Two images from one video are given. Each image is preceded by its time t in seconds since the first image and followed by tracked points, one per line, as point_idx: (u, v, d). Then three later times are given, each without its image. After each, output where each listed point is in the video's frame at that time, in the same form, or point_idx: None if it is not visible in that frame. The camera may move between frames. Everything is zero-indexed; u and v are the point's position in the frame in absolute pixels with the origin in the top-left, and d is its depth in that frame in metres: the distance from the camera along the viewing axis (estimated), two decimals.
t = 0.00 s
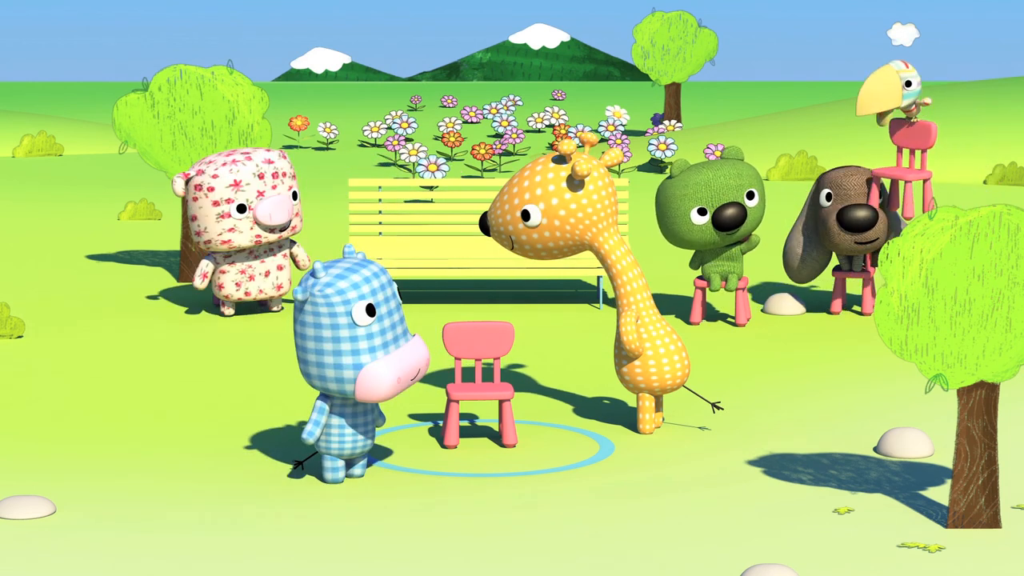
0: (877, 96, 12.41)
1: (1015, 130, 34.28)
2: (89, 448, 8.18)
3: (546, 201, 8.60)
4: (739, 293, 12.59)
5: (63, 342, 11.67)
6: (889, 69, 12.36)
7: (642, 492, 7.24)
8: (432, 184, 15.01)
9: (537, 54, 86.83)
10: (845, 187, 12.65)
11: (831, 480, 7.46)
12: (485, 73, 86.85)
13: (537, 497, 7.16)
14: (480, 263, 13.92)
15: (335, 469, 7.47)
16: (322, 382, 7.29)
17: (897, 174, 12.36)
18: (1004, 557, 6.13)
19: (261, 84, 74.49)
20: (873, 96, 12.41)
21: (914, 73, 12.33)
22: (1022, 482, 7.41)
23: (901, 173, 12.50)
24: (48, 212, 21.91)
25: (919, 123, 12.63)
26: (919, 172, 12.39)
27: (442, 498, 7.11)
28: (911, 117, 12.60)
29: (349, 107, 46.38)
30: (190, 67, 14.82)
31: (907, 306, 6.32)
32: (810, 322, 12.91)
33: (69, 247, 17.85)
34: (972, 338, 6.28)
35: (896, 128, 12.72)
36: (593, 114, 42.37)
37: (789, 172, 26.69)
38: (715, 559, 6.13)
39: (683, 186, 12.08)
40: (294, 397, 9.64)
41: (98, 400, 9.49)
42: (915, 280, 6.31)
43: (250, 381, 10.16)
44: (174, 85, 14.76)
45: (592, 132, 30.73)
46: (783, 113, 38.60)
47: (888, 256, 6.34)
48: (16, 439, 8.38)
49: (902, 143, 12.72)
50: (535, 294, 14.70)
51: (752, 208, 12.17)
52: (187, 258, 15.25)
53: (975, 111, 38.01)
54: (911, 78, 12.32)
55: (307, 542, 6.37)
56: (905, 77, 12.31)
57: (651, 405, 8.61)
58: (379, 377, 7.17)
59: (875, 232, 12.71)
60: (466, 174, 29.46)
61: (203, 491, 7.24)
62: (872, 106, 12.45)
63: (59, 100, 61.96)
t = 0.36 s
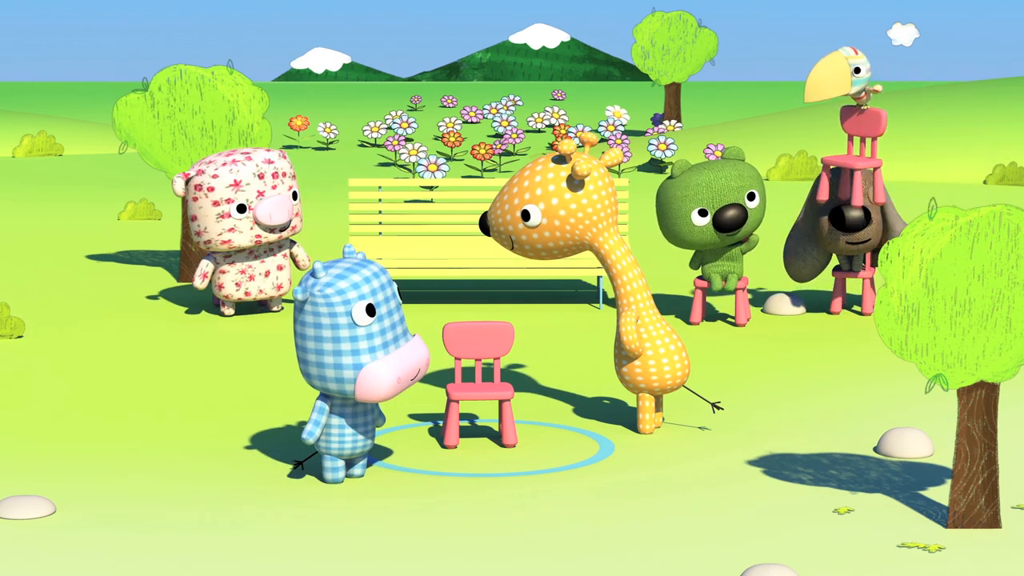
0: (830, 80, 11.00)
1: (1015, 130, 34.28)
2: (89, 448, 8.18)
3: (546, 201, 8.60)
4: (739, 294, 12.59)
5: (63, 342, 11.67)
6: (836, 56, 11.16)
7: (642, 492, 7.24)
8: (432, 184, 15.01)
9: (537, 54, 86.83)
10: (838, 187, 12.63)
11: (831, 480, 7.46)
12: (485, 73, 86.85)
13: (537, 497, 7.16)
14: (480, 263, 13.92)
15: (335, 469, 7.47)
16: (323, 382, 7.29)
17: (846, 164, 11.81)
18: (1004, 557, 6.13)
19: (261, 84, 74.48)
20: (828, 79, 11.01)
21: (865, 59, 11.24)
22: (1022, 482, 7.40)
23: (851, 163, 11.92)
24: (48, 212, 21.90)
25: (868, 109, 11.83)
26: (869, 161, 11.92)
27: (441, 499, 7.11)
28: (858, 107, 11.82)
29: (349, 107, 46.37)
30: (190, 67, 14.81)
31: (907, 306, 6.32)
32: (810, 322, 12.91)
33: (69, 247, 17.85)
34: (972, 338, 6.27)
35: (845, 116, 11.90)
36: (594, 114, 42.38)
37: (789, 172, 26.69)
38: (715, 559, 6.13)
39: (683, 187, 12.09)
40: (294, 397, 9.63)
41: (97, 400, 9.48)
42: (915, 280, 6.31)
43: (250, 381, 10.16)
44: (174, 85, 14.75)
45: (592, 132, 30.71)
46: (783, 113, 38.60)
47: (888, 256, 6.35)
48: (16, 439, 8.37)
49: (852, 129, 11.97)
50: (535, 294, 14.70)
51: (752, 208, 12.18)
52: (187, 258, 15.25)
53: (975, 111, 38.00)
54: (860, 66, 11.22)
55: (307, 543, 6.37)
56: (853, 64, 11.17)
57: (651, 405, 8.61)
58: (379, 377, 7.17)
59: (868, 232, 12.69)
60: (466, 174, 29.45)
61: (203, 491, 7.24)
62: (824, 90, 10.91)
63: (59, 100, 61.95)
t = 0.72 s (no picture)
0: (776, 69, 11.33)
1: (1014, 130, 34.29)
2: (89, 448, 8.18)
3: (546, 201, 8.60)
4: (739, 294, 12.58)
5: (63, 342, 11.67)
6: (785, 44, 11.39)
7: (641, 492, 7.24)
8: (432, 184, 15.01)
9: (537, 54, 86.81)
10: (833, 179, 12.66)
11: (831, 480, 7.46)
12: (485, 73, 86.86)
13: (537, 497, 7.15)
14: (480, 263, 13.92)
15: (335, 469, 7.47)
16: (331, 387, 7.28)
17: (794, 153, 11.53)
18: (1005, 557, 6.13)
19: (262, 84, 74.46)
20: (772, 67, 11.34)
21: (813, 47, 11.35)
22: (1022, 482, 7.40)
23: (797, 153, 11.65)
24: (48, 212, 21.90)
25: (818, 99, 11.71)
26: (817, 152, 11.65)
27: (441, 499, 7.11)
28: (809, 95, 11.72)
29: (349, 108, 46.35)
30: (190, 67, 14.80)
31: (906, 306, 6.32)
32: (810, 322, 12.91)
33: (69, 247, 17.85)
34: (972, 338, 6.27)
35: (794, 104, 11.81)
36: (594, 114, 42.37)
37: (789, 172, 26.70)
38: (716, 559, 6.13)
39: (683, 187, 12.09)
40: (294, 397, 9.64)
41: (97, 400, 9.48)
42: (914, 280, 6.31)
43: (250, 381, 10.16)
44: (174, 85, 14.74)
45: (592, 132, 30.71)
46: (783, 114, 38.59)
47: (888, 256, 6.35)
48: (16, 440, 8.37)
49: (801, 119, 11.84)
50: (534, 294, 14.71)
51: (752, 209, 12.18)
52: (187, 258, 15.24)
53: (975, 111, 38.00)
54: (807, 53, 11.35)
55: (307, 542, 6.37)
56: (801, 53, 11.33)
57: (651, 405, 8.60)
58: (387, 365, 7.25)
59: (861, 224, 12.65)
60: (466, 174, 29.45)
61: (203, 491, 7.24)
62: (770, 80, 11.33)
63: (59, 100, 61.97)
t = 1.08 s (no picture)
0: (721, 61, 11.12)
1: (1014, 130, 34.28)
2: (89, 448, 8.18)
3: (551, 203, 8.61)
4: (739, 294, 12.58)
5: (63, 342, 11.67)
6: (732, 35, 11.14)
7: (641, 492, 7.24)
8: (432, 184, 15.01)
9: (537, 54, 86.73)
10: (833, 179, 12.65)
11: (831, 480, 7.46)
12: (485, 73, 86.88)
13: (537, 497, 7.15)
14: (480, 263, 13.92)
15: (335, 469, 7.47)
16: (331, 387, 7.28)
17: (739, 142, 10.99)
18: (1005, 557, 6.13)
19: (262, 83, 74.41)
20: (717, 59, 11.13)
21: (759, 38, 11.16)
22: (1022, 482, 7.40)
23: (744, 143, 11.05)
24: (48, 212, 21.89)
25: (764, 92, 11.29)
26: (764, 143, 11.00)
27: (441, 499, 7.11)
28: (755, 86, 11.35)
29: (349, 107, 46.33)
30: (190, 67, 14.75)
31: (906, 306, 6.32)
32: (810, 322, 12.91)
33: (69, 247, 17.85)
34: (972, 338, 6.27)
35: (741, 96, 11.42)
36: (594, 114, 42.34)
37: (789, 172, 26.69)
38: (716, 558, 6.13)
39: (679, 185, 12.12)
40: (294, 397, 9.64)
41: (97, 400, 9.48)
42: (915, 280, 6.31)
43: (250, 381, 10.16)
44: (174, 85, 14.69)
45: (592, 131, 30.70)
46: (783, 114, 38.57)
47: (888, 256, 6.35)
48: (16, 439, 8.37)
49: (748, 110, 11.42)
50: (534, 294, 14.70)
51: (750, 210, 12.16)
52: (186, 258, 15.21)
53: (975, 111, 37.97)
54: (752, 44, 11.17)
55: (305, 542, 6.37)
56: (747, 44, 11.14)
57: (651, 405, 8.60)
58: (388, 365, 7.26)
59: (861, 225, 12.65)
60: (466, 174, 29.45)
61: (203, 491, 7.24)
62: (716, 71, 11.08)
63: (59, 100, 61.98)
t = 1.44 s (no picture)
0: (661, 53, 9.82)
1: (1015, 130, 34.29)
2: (89, 448, 8.18)
3: (551, 203, 8.61)
4: (739, 294, 12.58)
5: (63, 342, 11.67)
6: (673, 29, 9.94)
7: (641, 492, 7.24)
8: (432, 184, 15.00)
9: (537, 54, 86.65)
10: (834, 179, 12.64)
11: (831, 480, 7.46)
12: (485, 73, 86.91)
13: (537, 497, 7.15)
14: (480, 263, 13.92)
15: (335, 469, 7.47)
16: (331, 387, 7.28)
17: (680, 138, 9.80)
18: (1005, 557, 6.13)
19: (262, 83, 74.43)
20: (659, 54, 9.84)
21: (702, 32, 9.92)
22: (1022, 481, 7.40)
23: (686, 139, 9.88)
24: (47, 211, 21.89)
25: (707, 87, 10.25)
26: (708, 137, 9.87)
27: (441, 499, 7.11)
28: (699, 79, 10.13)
29: (349, 107, 46.33)
30: (190, 67, 14.74)
31: (906, 306, 6.32)
32: (810, 322, 12.91)
33: (69, 247, 17.84)
34: (973, 337, 6.27)
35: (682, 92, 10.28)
36: (594, 114, 42.33)
37: (789, 172, 26.69)
38: (716, 559, 6.13)
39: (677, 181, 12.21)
40: (294, 397, 9.63)
41: (97, 401, 9.48)
42: (915, 280, 6.31)
43: (250, 381, 10.15)
44: (174, 85, 14.68)
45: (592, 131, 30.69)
46: (783, 113, 38.56)
47: (888, 256, 6.34)
48: (15, 440, 8.37)
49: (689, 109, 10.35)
50: (534, 295, 14.70)
51: (746, 210, 12.14)
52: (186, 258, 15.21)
53: (975, 111, 37.96)
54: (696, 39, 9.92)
55: (304, 542, 6.37)
56: (688, 37, 9.87)
57: (651, 405, 8.60)
58: (388, 364, 7.25)
59: (861, 225, 12.64)
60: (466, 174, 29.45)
61: (203, 491, 7.24)
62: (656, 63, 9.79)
63: (59, 100, 61.98)
